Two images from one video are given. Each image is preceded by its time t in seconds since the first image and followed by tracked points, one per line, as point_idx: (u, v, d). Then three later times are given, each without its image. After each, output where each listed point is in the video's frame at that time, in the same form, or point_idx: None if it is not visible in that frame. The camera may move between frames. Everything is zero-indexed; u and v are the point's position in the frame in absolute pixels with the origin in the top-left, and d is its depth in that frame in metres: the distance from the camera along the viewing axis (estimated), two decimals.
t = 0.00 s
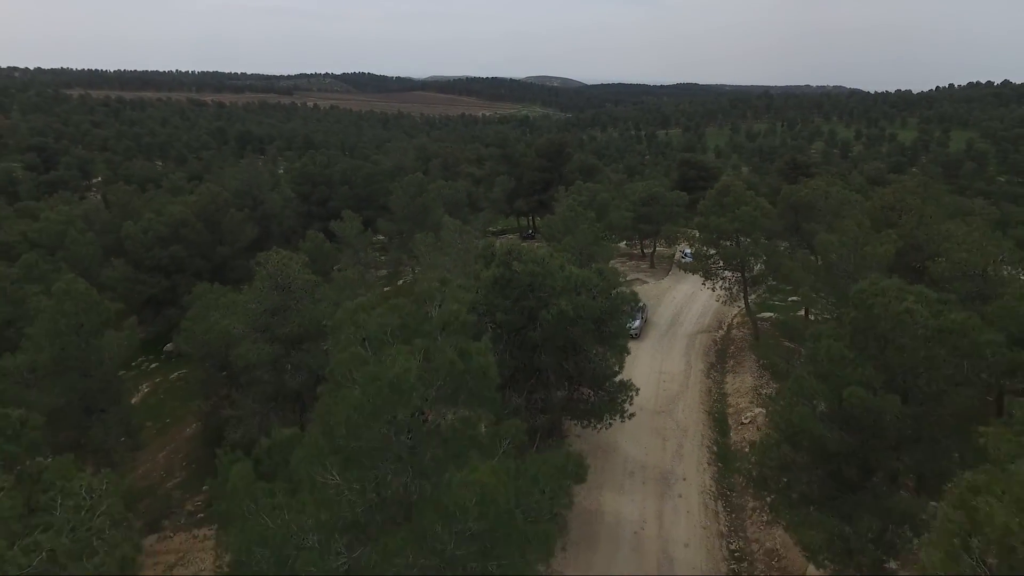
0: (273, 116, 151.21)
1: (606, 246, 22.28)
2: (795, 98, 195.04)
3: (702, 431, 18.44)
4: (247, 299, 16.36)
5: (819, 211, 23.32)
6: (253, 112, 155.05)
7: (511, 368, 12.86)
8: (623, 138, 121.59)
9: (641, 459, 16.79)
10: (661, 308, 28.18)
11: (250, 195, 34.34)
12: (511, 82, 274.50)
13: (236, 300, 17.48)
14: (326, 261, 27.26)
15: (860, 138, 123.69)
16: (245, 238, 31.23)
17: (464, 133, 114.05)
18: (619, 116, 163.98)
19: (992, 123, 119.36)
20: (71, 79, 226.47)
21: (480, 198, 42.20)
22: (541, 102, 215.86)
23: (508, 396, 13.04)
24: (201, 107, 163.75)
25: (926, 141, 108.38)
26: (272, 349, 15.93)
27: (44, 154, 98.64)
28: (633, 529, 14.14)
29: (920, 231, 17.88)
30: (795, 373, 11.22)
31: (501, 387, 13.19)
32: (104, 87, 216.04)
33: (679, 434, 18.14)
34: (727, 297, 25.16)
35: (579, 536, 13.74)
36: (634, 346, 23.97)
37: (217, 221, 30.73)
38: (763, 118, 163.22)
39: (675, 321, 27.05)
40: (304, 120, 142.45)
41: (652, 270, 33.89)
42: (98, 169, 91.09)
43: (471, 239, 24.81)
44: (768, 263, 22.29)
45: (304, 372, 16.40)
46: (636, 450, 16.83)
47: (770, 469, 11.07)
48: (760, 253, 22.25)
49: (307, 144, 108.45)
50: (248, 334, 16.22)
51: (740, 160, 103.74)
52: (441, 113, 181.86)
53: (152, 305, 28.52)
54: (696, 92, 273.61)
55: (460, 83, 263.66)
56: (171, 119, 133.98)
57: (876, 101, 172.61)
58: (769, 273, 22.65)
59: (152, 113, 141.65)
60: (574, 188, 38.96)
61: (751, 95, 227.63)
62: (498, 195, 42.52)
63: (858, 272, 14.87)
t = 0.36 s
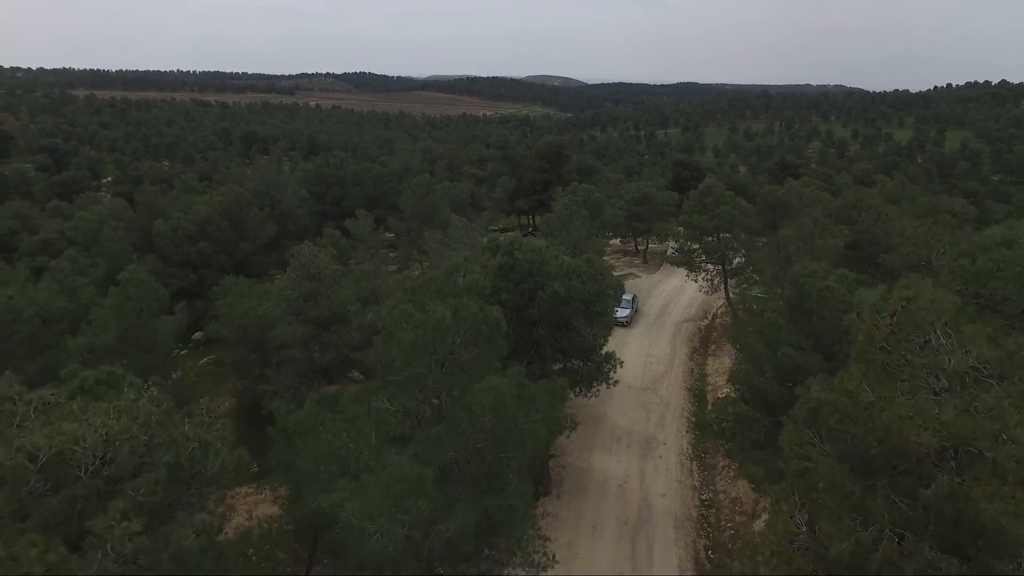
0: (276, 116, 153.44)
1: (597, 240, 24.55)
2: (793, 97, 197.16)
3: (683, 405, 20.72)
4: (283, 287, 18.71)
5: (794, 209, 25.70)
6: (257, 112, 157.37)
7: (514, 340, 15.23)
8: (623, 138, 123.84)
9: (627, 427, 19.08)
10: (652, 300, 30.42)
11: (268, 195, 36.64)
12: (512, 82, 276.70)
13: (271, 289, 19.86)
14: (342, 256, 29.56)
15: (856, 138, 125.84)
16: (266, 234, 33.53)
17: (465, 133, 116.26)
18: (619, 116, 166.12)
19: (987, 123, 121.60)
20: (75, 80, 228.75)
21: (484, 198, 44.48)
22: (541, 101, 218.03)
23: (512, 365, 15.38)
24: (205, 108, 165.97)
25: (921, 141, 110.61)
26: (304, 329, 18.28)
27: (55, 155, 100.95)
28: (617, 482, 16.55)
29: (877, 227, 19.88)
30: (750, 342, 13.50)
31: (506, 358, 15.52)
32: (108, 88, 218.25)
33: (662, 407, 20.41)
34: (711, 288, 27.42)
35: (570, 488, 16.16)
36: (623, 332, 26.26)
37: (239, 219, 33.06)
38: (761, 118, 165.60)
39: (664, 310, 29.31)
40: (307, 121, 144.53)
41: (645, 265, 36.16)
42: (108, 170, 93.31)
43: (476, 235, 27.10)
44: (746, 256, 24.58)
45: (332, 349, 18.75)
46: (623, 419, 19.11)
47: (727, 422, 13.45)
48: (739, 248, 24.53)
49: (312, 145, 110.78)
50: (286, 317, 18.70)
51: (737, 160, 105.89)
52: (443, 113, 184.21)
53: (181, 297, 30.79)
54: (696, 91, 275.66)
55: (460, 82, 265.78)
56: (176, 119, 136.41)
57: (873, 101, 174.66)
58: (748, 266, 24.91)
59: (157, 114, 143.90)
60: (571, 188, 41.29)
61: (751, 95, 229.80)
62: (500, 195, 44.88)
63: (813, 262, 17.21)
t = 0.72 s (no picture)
0: (279, 116, 155.66)
1: (591, 237, 26.89)
2: (791, 96, 199.33)
3: (667, 383, 23.01)
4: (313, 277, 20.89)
5: (772, 207, 28.04)
6: (261, 113, 159.70)
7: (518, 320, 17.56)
8: (622, 137, 126.03)
9: (616, 403, 21.38)
10: (644, 293, 32.71)
11: (284, 196, 38.92)
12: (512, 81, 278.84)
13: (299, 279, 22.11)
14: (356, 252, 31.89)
15: (852, 138, 128.09)
16: (284, 232, 35.81)
17: (467, 133, 118.50)
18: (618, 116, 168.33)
19: (981, 123, 123.83)
20: (79, 81, 230.70)
21: (487, 197, 46.79)
22: (541, 101, 220.28)
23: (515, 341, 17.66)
24: (210, 109, 168.24)
25: (916, 140, 112.80)
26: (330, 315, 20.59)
27: (66, 156, 103.25)
28: (606, 445, 18.91)
29: (842, 222, 21.96)
30: (718, 321, 15.83)
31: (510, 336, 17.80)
32: (110, 89, 220.13)
33: (649, 386, 22.70)
34: (697, 281, 29.73)
35: (563, 451, 18.56)
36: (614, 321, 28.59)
37: (259, 218, 35.33)
38: (759, 118, 167.96)
39: (654, 302, 31.61)
40: (310, 121, 146.61)
41: (638, 261, 38.46)
42: (117, 170, 95.54)
43: (481, 233, 29.38)
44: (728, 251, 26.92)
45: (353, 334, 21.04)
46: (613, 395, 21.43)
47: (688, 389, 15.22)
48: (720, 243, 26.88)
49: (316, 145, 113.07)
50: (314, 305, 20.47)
51: (734, 160, 108.16)
52: (444, 113, 186.51)
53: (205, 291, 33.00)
54: (695, 91, 277.79)
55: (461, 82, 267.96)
56: (181, 120, 138.70)
57: (871, 100, 176.78)
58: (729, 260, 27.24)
59: (162, 115, 146.11)
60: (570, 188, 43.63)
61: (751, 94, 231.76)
62: (502, 194, 47.22)
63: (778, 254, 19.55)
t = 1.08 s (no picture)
0: (282, 118, 157.92)
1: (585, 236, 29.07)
2: (789, 97, 201.55)
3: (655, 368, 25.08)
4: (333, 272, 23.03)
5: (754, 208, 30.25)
6: (264, 115, 162.04)
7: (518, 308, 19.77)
8: (621, 138, 128.19)
9: (607, 385, 23.46)
10: (636, 289, 34.81)
11: (298, 198, 41.14)
12: (513, 81, 280.93)
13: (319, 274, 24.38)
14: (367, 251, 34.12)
15: (848, 138, 130.26)
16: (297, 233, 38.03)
17: (469, 134, 120.63)
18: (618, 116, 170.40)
19: (976, 123, 126.11)
20: (83, 83, 233.22)
21: (489, 198, 49.01)
22: (542, 102, 222.55)
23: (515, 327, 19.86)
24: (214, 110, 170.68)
25: (912, 140, 115.01)
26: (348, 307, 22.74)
27: (75, 158, 105.53)
28: (597, 420, 21.14)
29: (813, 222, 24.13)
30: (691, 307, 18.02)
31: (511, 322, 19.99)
32: (115, 90, 222.63)
33: (637, 370, 24.77)
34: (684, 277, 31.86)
35: (558, 425, 20.76)
36: (606, 313, 30.76)
37: (275, 220, 37.52)
38: (757, 119, 170.26)
39: (645, 297, 33.73)
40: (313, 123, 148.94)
41: (632, 259, 40.65)
42: (126, 171, 98.01)
43: (484, 233, 31.61)
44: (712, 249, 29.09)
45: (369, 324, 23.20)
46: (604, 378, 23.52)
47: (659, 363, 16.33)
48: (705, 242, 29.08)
49: (321, 147, 115.42)
50: (334, 297, 22.42)
51: (731, 161, 110.40)
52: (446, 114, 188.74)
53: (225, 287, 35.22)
54: (695, 91, 279.91)
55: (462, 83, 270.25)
56: (186, 122, 140.96)
57: (868, 100, 178.82)
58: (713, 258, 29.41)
59: (168, 116, 148.54)
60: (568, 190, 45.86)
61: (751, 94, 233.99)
62: (504, 196, 49.50)
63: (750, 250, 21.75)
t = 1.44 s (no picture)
0: (285, 119, 160.03)
1: (580, 235, 31.22)
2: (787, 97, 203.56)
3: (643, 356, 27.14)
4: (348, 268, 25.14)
5: (737, 209, 32.41)
6: (266, 116, 164.12)
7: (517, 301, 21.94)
8: (620, 139, 130.28)
9: (599, 371, 25.51)
10: (629, 285, 36.84)
11: (308, 200, 43.29)
12: (513, 82, 282.63)
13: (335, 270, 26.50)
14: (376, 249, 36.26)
15: (844, 139, 132.30)
16: (309, 232, 40.15)
17: (470, 136, 122.74)
18: (616, 117, 172.40)
19: (972, 124, 128.14)
20: (86, 85, 235.50)
21: (490, 200, 51.14)
22: (542, 102, 224.60)
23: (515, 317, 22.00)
24: (217, 112, 172.79)
25: (907, 141, 117.07)
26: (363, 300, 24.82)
27: (84, 160, 107.64)
28: (589, 402, 23.25)
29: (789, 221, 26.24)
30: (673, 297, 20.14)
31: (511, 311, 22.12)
32: (118, 92, 224.82)
33: (627, 357, 26.80)
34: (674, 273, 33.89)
35: (554, 406, 22.87)
36: (600, 307, 32.83)
37: (289, 219, 39.62)
38: (755, 120, 172.30)
39: (638, 292, 35.77)
40: (316, 124, 151.06)
41: (626, 258, 42.73)
42: (134, 173, 100.24)
43: (485, 232, 33.74)
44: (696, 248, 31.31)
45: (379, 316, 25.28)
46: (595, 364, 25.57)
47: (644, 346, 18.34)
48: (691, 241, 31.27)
49: (325, 149, 117.61)
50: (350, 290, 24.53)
51: (728, 161, 112.50)
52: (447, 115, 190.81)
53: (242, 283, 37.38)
54: (694, 91, 281.78)
55: (462, 83, 272.21)
56: (190, 124, 143.02)
57: (865, 100, 180.74)
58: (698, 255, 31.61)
59: (173, 118, 150.74)
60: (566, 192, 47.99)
61: (750, 95, 236.00)
62: (504, 197, 51.65)
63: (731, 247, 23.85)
